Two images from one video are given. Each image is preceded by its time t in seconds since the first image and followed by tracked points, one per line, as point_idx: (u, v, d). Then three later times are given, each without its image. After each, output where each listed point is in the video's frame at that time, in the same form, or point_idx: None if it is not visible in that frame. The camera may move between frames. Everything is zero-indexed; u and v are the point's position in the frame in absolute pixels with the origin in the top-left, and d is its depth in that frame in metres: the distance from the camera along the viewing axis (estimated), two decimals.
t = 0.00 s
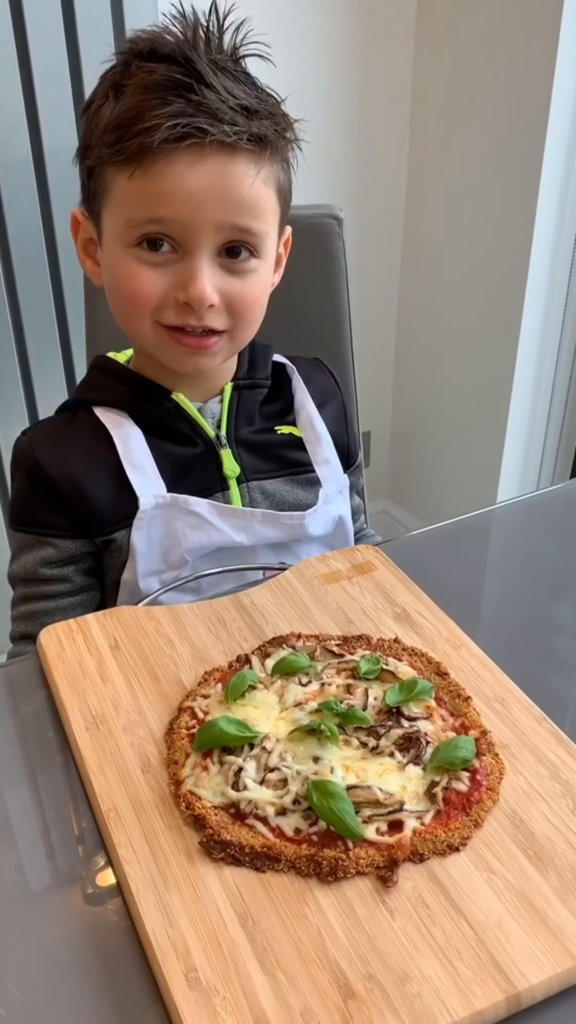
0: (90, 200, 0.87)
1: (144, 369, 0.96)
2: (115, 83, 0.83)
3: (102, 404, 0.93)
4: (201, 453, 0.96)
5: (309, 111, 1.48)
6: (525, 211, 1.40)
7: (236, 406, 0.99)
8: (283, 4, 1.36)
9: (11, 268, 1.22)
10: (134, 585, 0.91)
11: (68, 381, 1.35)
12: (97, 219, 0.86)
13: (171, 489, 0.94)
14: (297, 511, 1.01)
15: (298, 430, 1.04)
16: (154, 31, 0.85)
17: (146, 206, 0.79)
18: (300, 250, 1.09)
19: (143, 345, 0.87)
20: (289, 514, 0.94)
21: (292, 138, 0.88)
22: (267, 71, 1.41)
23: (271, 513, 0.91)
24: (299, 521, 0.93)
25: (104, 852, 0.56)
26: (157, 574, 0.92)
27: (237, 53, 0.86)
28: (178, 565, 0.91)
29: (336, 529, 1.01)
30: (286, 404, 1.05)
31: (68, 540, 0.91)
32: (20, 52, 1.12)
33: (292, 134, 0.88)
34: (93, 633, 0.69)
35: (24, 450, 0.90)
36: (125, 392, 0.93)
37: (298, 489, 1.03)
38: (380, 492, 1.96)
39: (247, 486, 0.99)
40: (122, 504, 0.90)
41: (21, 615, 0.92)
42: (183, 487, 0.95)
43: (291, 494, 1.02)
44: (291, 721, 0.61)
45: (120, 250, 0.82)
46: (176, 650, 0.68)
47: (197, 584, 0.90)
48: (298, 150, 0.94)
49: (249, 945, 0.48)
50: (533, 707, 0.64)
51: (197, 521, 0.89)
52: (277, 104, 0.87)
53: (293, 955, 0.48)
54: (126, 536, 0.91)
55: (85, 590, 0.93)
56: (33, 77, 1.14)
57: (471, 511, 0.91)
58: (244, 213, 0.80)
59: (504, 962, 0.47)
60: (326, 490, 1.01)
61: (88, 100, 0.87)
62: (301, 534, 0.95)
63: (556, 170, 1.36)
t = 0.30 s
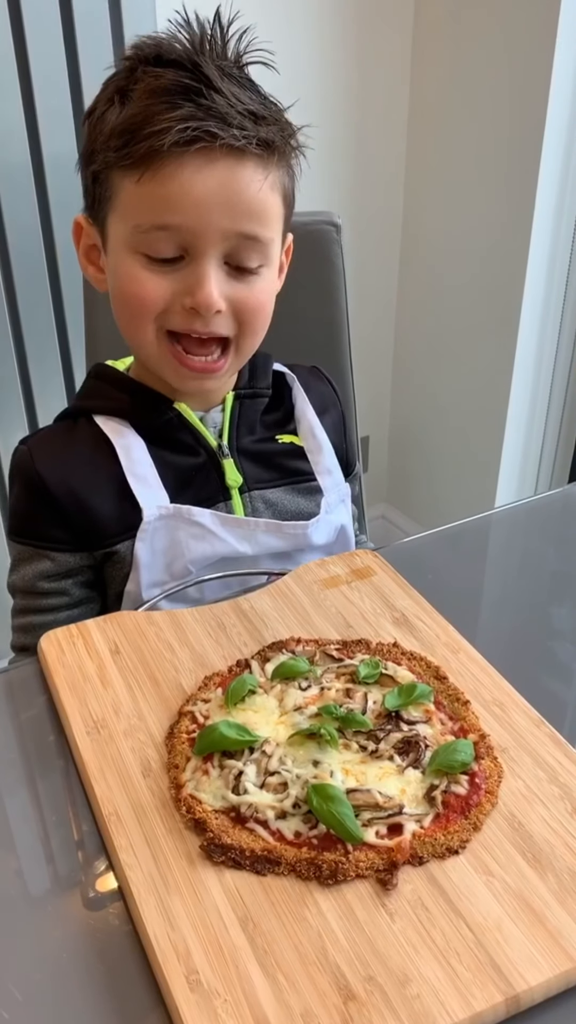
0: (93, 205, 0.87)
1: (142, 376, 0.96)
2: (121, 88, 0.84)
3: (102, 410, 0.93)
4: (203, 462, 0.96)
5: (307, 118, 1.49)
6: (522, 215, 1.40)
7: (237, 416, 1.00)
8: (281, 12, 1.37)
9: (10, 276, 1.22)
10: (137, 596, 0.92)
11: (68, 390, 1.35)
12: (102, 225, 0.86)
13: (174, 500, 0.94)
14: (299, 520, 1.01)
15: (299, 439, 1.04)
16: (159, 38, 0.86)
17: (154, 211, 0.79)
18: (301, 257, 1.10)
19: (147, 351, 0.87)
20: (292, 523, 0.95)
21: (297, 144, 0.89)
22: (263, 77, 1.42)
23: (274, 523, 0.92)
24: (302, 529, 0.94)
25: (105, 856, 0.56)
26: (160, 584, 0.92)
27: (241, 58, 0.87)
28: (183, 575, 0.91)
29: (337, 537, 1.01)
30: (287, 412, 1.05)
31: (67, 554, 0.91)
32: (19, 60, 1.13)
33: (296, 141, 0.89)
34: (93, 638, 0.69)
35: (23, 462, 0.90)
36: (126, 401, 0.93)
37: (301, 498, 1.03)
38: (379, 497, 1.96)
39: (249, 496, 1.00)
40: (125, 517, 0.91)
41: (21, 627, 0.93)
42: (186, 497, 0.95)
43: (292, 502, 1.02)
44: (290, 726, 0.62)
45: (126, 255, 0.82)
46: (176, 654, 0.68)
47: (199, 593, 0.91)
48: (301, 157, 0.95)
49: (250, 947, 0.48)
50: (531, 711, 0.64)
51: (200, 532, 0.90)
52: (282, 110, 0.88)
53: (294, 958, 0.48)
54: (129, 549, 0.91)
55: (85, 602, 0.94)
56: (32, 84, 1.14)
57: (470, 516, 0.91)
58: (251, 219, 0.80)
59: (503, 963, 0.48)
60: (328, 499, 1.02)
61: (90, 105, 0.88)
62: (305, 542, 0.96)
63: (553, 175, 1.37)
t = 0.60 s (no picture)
0: (84, 215, 0.86)
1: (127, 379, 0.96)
2: (112, 100, 0.83)
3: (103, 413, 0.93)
4: (195, 464, 0.96)
5: (307, 121, 1.49)
6: (521, 219, 1.41)
7: (225, 417, 1.00)
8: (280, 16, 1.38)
9: (9, 279, 1.22)
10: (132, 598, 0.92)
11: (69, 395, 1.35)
12: (95, 237, 0.86)
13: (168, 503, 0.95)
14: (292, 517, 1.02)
15: (288, 437, 1.05)
16: (150, 46, 0.85)
17: (155, 233, 0.79)
18: (299, 259, 1.10)
19: (142, 362, 0.88)
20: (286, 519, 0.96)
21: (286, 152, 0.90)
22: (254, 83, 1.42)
23: (270, 519, 0.93)
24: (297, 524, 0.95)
25: (106, 858, 0.57)
26: (158, 586, 0.93)
27: (228, 65, 0.86)
28: (181, 576, 0.92)
29: (330, 532, 1.02)
30: (273, 411, 1.05)
31: (62, 565, 0.91)
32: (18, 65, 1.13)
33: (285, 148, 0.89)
34: (94, 640, 0.70)
35: (14, 474, 0.90)
36: (112, 406, 0.93)
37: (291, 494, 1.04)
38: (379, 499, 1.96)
39: (242, 495, 1.00)
40: (120, 524, 0.91)
41: (17, 636, 0.93)
42: (178, 499, 0.96)
43: (285, 500, 1.02)
44: (291, 727, 0.62)
45: (124, 273, 0.82)
46: (177, 656, 0.69)
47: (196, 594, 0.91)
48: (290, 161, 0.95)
49: (251, 948, 0.49)
50: (531, 712, 0.64)
51: (198, 533, 0.90)
52: (270, 119, 0.88)
53: (295, 959, 0.48)
54: (125, 556, 0.91)
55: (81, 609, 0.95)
56: (32, 90, 1.14)
57: (470, 518, 0.92)
58: (249, 240, 0.81)
59: (503, 963, 0.48)
60: (319, 495, 1.02)
61: (78, 110, 0.86)
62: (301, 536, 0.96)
63: (552, 179, 1.38)
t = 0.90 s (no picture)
0: (60, 222, 0.87)
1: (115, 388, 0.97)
2: (83, 105, 0.84)
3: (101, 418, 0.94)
4: (183, 472, 0.97)
5: (306, 121, 1.50)
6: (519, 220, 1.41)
7: (214, 425, 1.00)
8: (279, 16, 1.38)
9: (8, 282, 1.23)
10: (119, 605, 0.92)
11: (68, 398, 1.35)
12: (72, 242, 0.86)
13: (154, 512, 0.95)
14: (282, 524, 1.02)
15: (279, 444, 1.05)
16: (118, 52, 0.86)
17: (126, 230, 0.79)
18: (296, 262, 1.11)
19: (122, 364, 0.88)
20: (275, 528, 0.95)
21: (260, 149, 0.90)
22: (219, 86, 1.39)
23: (257, 531, 0.93)
24: (286, 534, 0.94)
25: (106, 862, 0.57)
26: (146, 595, 0.93)
27: (198, 67, 0.87)
28: (169, 585, 0.92)
29: (323, 539, 1.02)
30: (264, 418, 1.06)
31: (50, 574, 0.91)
32: (18, 66, 1.13)
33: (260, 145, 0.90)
34: (94, 644, 0.70)
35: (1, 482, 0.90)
36: (98, 415, 0.93)
37: (282, 501, 1.04)
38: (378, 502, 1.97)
39: (230, 503, 1.00)
40: (106, 532, 0.91)
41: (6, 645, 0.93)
42: (166, 506, 0.96)
43: (275, 507, 1.03)
44: (292, 729, 0.62)
45: (98, 274, 0.83)
46: (177, 660, 0.69)
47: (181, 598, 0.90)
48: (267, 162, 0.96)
49: (252, 951, 0.49)
50: (531, 714, 0.64)
51: (183, 542, 0.90)
52: (243, 117, 0.89)
53: (296, 962, 0.48)
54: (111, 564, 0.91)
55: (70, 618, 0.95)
56: (31, 94, 1.15)
57: (469, 520, 0.92)
58: (224, 233, 0.81)
59: (504, 966, 0.48)
60: (310, 502, 1.02)
61: (51, 119, 0.87)
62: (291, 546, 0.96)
63: (550, 181, 1.38)
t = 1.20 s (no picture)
0: (51, 230, 0.88)
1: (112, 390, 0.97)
2: (69, 112, 0.84)
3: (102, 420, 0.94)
4: (173, 470, 0.97)
5: (305, 121, 1.50)
6: (518, 221, 1.41)
7: (208, 426, 1.00)
8: (276, 16, 1.38)
9: (9, 284, 1.23)
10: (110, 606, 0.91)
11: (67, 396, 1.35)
12: (62, 249, 0.87)
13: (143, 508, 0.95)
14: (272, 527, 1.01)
15: (274, 446, 1.04)
16: (102, 58, 0.86)
17: (108, 241, 0.80)
18: (297, 263, 1.11)
19: (115, 370, 0.89)
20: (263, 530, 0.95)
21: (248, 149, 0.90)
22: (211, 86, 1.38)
23: (244, 531, 0.93)
24: (273, 536, 0.94)
25: (107, 863, 0.57)
26: (134, 594, 0.92)
27: (187, 71, 0.87)
28: (154, 583, 0.92)
29: (315, 543, 1.03)
30: (262, 420, 1.05)
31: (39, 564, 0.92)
32: (17, 67, 1.14)
33: (247, 145, 0.89)
34: (95, 646, 0.70)
35: None
36: (96, 409, 0.95)
37: (274, 506, 1.03)
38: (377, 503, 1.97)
39: (220, 504, 1.00)
40: (95, 525, 0.92)
41: None
42: (154, 504, 0.96)
43: (266, 510, 1.02)
44: (292, 731, 0.62)
45: (86, 283, 0.84)
46: (178, 662, 0.69)
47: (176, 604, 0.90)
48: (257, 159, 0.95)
49: (253, 952, 0.49)
50: (531, 716, 0.65)
51: (171, 540, 0.90)
52: (230, 117, 0.88)
53: (296, 963, 0.48)
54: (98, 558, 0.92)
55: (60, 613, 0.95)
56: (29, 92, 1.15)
57: (469, 522, 0.92)
58: (206, 240, 0.81)
59: (504, 967, 0.48)
60: (303, 504, 1.02)
61: (42, 125, 0.88)
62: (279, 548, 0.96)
63: (549, 183, 1.38)
